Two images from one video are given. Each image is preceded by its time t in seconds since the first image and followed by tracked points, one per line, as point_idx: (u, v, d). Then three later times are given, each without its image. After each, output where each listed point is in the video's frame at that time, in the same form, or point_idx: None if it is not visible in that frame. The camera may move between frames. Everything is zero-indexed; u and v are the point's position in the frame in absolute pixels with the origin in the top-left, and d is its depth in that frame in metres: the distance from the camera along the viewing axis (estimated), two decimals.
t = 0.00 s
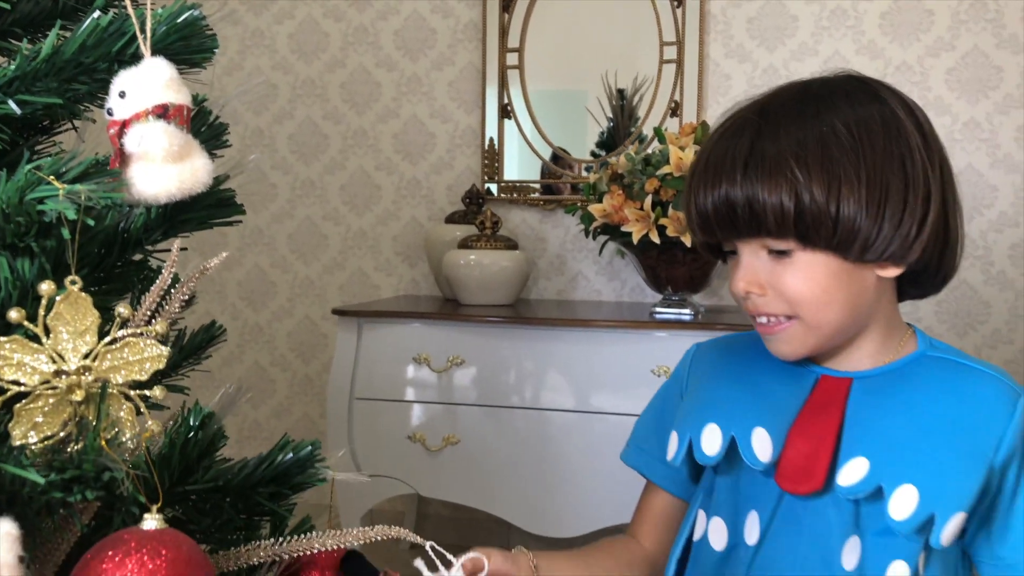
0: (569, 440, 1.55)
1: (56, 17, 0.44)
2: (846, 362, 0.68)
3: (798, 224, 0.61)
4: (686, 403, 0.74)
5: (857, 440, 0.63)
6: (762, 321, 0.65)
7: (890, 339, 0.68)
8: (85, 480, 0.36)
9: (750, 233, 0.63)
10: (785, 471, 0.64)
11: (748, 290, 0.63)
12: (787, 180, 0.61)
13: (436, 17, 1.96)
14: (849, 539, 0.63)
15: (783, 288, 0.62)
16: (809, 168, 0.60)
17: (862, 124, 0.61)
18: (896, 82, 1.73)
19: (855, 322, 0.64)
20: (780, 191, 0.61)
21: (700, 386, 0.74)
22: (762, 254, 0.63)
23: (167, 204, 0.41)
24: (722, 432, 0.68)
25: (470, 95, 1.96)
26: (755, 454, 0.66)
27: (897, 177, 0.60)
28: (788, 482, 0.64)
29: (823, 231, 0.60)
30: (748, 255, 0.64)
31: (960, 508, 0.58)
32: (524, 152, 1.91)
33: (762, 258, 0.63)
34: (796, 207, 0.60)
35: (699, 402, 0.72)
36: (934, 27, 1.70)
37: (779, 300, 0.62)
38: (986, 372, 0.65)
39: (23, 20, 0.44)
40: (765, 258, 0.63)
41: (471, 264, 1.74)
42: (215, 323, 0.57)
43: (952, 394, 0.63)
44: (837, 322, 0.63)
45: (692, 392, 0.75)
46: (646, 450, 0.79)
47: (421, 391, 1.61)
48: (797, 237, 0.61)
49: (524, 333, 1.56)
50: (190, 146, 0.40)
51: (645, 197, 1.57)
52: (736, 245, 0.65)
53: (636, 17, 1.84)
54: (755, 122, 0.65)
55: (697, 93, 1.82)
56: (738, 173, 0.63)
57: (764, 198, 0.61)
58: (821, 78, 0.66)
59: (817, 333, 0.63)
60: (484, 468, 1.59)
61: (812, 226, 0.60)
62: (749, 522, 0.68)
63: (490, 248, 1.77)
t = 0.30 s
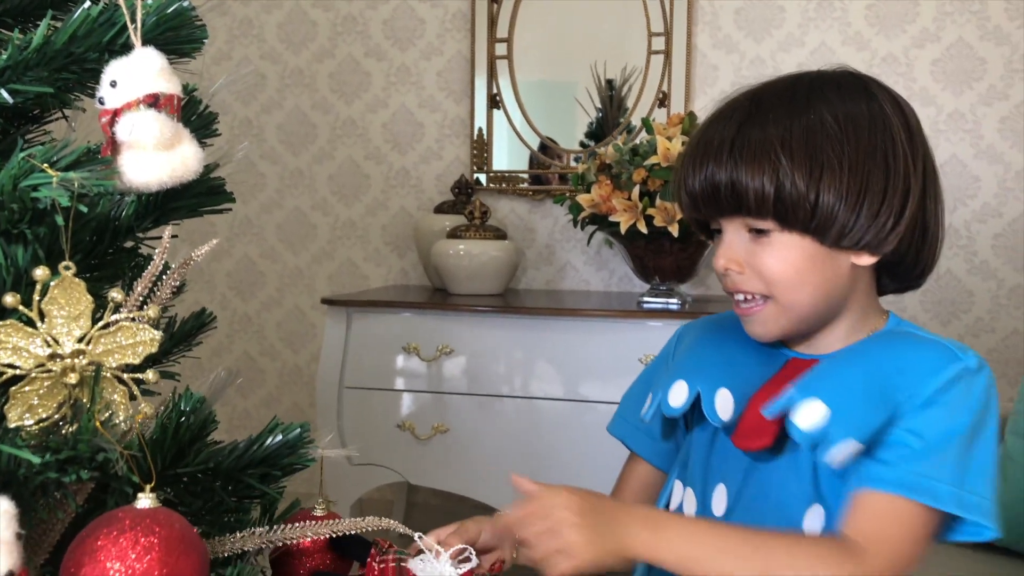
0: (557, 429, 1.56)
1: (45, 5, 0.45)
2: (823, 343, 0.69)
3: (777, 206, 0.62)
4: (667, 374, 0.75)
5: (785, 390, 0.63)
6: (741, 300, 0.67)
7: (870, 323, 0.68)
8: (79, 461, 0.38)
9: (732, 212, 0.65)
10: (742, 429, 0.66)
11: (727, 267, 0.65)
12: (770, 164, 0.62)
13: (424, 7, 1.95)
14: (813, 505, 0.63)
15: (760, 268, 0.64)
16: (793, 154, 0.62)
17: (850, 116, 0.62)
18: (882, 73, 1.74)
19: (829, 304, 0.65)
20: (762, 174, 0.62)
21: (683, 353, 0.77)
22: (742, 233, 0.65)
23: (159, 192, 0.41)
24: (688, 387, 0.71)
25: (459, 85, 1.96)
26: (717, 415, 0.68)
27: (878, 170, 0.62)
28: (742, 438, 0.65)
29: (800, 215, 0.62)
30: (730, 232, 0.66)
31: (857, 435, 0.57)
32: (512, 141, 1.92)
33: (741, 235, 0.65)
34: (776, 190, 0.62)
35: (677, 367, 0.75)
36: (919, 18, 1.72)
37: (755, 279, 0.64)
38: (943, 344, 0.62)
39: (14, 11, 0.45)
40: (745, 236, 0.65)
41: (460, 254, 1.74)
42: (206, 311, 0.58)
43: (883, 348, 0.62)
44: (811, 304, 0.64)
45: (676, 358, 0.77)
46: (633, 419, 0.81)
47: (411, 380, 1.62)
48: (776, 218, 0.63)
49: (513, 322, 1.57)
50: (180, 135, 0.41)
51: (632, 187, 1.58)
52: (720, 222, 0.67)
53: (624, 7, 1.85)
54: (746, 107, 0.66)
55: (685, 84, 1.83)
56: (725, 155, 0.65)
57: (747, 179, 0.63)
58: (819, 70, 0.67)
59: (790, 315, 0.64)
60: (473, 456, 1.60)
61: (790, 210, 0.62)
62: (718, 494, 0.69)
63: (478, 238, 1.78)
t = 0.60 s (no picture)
0: (549, 418, 1.57)
1: None
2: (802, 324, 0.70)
3: (769, 183, 0.63)
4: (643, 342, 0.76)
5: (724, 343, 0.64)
6: (717, 269, 0.67)
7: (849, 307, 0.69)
8: (77, 438, 0.39)
9: (721, 179, 0.66)
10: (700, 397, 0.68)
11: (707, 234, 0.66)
12: (769, 141, 0.63)
13: None
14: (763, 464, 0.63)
15: (739, 238, 0.65)
16: (793, 134, 0.62)
17: (851, 105, 0.63)
18: (873, 64, 1.75)
19: (805, 279, 0.66)
20: (759, 149, 0.63)
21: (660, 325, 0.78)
22: (727, 202, 0.66)
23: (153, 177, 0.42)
24: (655, 353, 0.72)
25: (451, 76, 1.96)
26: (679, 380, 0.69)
27: (870, 161, 0.63)
28: (699, 405, 0.66)
29: (791, 194, 0.63)
30: (714, 198, 0.67)
31: (770, 376, 0.58)
32: (504, 132, 1.92)
33: (726, 204, 0.66)
34: (771, 167, 0.63)
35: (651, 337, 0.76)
36: (909, 9, 1.72)
37: (732, 248, 0.65)
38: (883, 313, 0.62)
39: None
40: (729, 205, 0.66)
41: (453, 245, 1.75)
42: (199, 298, 0.58)
43: (822, 312, 0.62)
44: (785, 276, 0.65)
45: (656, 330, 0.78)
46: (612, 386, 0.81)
47: (404, 370, 1.62)
48: (765, 193, 0.64)
49: (506, 312, 1.58)
50: (174, 122, 0.42)
51: (624, 177, 1.59)
52: (706, 188, 0.68)
53: None
54: (748, 82, 0.66)
55: (676, 74, 1.84)
56: (723, 126, 0.65)
57: (743, 152, 0.64)
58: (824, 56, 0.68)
59: (764, 288, 0.65)
60: (465, 445, 1.61)
61: (781, 188, 0.63)
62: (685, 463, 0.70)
63: (471, 228, 1.78)
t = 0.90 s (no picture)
0: (544, 411, 1.58)
1: None
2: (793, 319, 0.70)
3: (761, 179, 0.63)
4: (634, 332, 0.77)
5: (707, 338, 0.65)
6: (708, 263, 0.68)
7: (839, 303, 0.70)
8: (76, 434, 0.39)
9: (714, 176, 0.66)
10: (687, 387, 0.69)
11: (699, 230, 0.66)
12: (762, 137, 0.63)
13: None
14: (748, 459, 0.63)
15: (731, 234, 0.65)
16: (785, 131, 0.63)
17: (843, 102, 0.63)
18: (868, 59, 1.75)
19: (795, 275, 0.66)
20: (751, 145, 0.63)
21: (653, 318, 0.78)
22: (719, 198, 0.66)
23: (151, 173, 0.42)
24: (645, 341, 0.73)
25: (447, 69, 1.96)
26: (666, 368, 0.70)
27: (861, 158, 0.63)
28: (684, 396, 0.68)
29: (783, 191, 0.63)
30: (707, 195, 0.67)
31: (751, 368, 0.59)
32: (499, 126, 1.92)
33: (718, 201, 0.66)
34: (763, 163, 0.63)
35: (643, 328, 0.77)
36: (904, 3, 1.73)
37: (724, 244, 0.65)
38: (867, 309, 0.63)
39: None
40: (722, 202, 0.66)
41: (448, 239, 1.75)
42: (197, 293, 0.58)
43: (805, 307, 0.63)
44: (775, 272, 0.65)
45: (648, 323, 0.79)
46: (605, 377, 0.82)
47: (400, 364, 1.63)
48: (757, 190, 0.64)
49: (501, 306, 1.58)
50: (172, 119, 0.42)
51: (620, 171, 1.59)
52: (699, 186, 0.68)
53: None
54: (741, 79, 0.67)
55: (673, 68, 1.84)
56: (715, 123, 0.66)
57: (736, 148, 0.64)
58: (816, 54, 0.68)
59: (755, 283, 0.66)
60: (460, 438, 1.61)
61: (773, 184, 0.63)
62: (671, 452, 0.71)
63: (467, 222, 1.78)
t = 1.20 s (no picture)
0: (542, 407, 1.58)
1: None
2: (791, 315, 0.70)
3: (758, 178, 0.64)
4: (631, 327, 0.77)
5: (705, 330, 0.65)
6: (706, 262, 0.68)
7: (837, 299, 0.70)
8: (81, 428, 0.39)
9: (711, 177, 0.66)
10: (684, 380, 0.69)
11: (699, 231, 0.66)
12: (757, 137, 0.63)
13: None
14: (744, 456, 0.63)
15: (729, 234, 0.65)
16: (780, 130, 0.63)
17: (837, 100, 0.63)
18: (865, 54, 1.76)
19: (792, 272, 0.66)
20: (748, 146, 0.64)
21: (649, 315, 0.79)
22: (716, 198, 0.66)
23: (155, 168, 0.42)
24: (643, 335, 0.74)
25: (445, 65, 1.95)
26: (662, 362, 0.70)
27: (857, 155, 0.63)
28: (680, 388, 0.68)
29: (780, 190, 0.63)
30: (705, 197, 0.67)
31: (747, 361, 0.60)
32: (496, 121, 1.92)
33: (716, 201, 0.66)
34: (760, 163, 0.63)
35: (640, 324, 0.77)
36: None
37: (721, 244, 0.66)
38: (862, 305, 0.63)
39: None
40: (720, 203, 0.66)
41: (446, 234, 1.75)
42: (198, 289, 0.59)
43: (800, 302, 0.63)
44: (772, 269, 0.66)
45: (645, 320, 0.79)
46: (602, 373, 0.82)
47: (398, 359, 1.63)
48: (755, 189, 0.64)
49: (499, 301, 1.58)
50: (176, 114, 0.42)
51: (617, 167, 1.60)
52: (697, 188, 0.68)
53: None
54: (735, 80, 0.67)
55: (671, 63, 1.83)
56: (711, 124, 0.66)
57: (732, 150, 0.64)
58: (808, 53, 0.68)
59: (752, 280, 0.66)
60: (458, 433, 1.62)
61: (770, 184, 0.63)
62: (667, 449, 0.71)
63: (464, 218, 1.79)
